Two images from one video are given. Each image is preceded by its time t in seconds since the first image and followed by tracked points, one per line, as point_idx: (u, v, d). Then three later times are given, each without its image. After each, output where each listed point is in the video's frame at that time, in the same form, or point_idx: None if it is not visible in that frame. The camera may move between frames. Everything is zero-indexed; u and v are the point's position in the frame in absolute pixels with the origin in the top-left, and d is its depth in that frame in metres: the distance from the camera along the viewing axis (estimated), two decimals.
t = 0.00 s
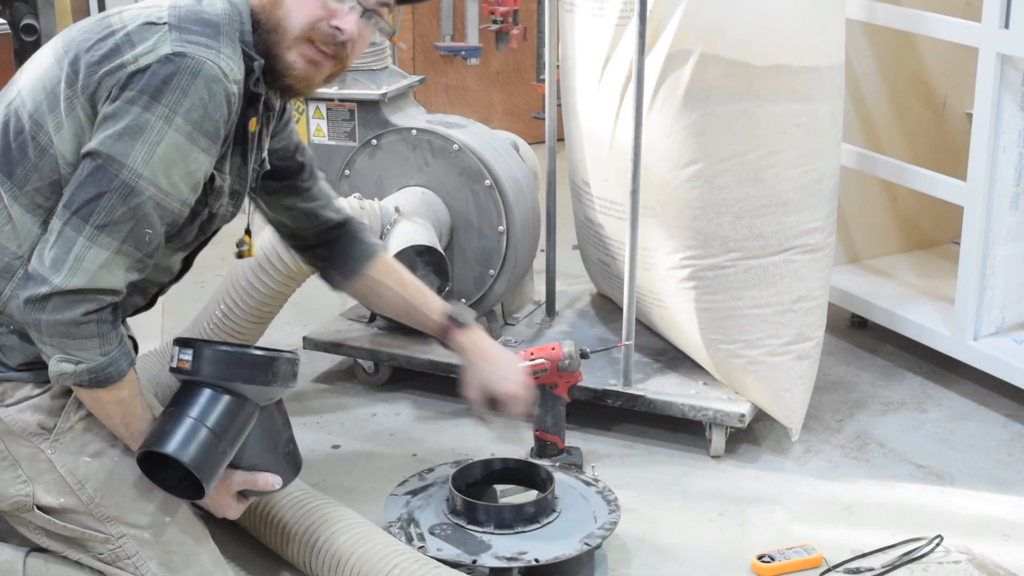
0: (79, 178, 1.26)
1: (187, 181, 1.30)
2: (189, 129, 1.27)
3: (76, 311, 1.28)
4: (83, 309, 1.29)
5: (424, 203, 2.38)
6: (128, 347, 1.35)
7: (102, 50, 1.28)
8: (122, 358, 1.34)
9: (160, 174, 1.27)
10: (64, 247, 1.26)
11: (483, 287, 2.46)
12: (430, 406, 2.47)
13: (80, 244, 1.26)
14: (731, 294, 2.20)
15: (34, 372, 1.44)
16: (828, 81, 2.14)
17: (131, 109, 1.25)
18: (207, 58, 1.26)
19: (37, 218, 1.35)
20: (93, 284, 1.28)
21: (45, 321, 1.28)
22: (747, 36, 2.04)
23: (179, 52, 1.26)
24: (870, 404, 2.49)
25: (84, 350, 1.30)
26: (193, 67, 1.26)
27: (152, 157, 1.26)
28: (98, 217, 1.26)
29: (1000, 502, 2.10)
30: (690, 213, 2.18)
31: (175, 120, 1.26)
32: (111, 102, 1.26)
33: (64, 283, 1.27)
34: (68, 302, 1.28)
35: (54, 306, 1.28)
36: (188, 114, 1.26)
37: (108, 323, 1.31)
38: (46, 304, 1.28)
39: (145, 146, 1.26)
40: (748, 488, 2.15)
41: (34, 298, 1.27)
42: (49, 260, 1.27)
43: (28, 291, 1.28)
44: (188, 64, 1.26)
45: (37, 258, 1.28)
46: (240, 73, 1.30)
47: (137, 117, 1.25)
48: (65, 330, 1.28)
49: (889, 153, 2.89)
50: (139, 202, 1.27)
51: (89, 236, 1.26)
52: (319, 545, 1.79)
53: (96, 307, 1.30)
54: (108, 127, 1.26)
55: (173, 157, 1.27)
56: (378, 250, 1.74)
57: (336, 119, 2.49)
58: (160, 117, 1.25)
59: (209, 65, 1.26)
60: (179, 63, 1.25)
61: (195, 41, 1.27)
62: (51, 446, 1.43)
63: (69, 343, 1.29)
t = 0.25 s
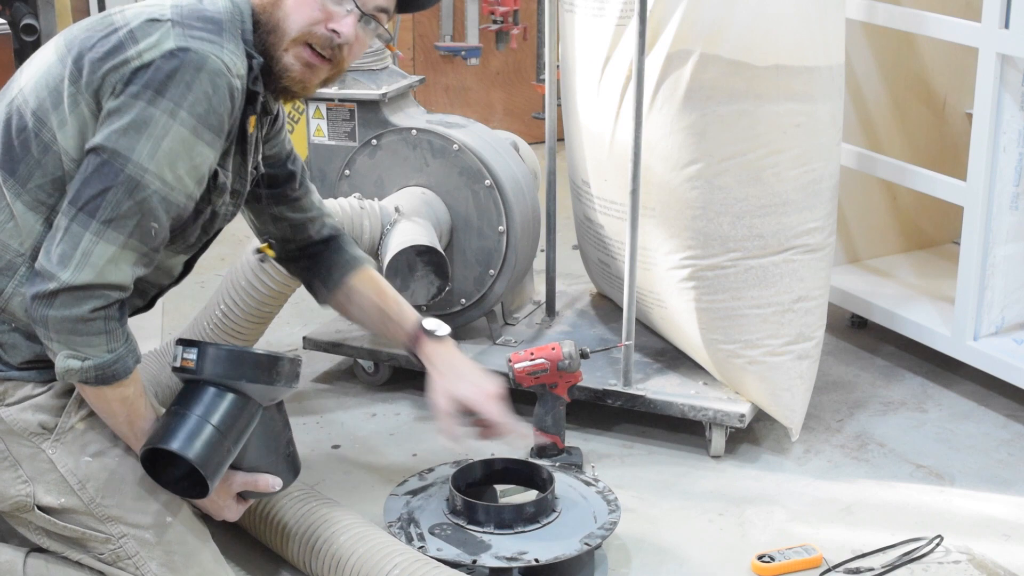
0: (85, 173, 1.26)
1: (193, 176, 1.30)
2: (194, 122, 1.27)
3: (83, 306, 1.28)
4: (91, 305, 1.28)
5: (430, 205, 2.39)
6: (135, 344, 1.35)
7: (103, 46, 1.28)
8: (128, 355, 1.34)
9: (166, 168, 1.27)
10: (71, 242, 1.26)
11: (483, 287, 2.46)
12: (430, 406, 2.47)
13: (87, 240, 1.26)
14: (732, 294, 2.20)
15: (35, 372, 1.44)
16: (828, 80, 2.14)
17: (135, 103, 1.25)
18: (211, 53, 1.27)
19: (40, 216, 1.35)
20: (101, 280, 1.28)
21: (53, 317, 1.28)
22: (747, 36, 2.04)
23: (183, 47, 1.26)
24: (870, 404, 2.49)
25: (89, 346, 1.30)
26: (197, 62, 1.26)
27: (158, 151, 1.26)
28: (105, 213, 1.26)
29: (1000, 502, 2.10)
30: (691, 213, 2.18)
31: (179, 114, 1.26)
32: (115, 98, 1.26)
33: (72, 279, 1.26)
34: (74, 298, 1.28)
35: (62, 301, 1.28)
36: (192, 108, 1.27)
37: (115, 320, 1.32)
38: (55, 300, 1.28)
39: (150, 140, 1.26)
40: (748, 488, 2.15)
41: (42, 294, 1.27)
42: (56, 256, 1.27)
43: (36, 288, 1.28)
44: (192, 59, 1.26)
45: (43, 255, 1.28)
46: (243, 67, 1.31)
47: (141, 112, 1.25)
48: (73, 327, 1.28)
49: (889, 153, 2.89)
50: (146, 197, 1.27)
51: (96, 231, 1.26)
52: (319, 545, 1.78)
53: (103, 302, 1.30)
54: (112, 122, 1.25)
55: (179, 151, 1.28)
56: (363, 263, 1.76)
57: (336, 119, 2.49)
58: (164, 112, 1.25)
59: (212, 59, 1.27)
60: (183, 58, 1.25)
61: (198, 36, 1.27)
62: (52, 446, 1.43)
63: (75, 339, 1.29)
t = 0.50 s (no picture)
0: (80, 178, 1.25)
1: (187, 179, 1.30)
2: (188, 126, 1.26)
3: (81, 310, 1.28)
4: (89, 309, 1.28)
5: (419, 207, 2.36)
6: (132, 347, 1.35)
7: (97, 50, 1.28)
8: (126, 358, 1.34)
9: (160, 172, 1.27)
10: (67, 248, 1.26)
11: (483, 287, 2.46)
12: (430, 406, 2.47)
13: (82, 244, 1.26)
14: (732, 293, 2.20)
15: (34, 372, 1.44)
16: (828, 80, 2.14)
17: (128, 107, 1.24)
18: (205, 54, 1.26)
19: (37, 219, 1.35)
20: (97, 285, 1.27)
21: (51, 321, 1.27)
22: (747, 36, 2.04)
23: (176, 50, 1.25)
24: (870, 404, 2.49)
25: (88, 350, 1.30)
26: (190, 65, 1.25)
27: (152, 155, 1.26)
28: (100, 217, 1.26)
29: (1000, 502, 2.10)
30: (691, 213, 2.18)
31: (173, 118, 1.25)
32: (109, 101, 1.26)
33: (68, 283, 1.26)
34: (71, 302, 1.27)
35: (59, 306, 1.27)
36: (185, 111, 1.26)
37: (112, 324, 1.31)
38: (52, 305, 1.27)
39: (144, 143, 1.25)
40: (748, 488, 2.15)
41: (40, 298, 1.27)
42: (54, 261, 1.26)
43: (34, 292, 1.28)
44: (185, 62, 1.25)
45: (41, 260, 1.28)
46: (237, 69, 1.30)
47: (135, 115, 1.25)
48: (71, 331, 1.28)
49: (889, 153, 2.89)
50: (140, 201, 1.26)
51: (91, 236, 1.26)
52: (319, 545, 1.79)
53: (101, 307, 1.29)
54: (106, 126, 1.25)
55: (173, 155, 1.27)
56: (364, 259, 1.72)
57: (336, 119, 2.48)
58: (158, 115, 1.25)
59: (206, 62, 1.26)
60: (175, 61, 1.25)
61: (191, 38, 1.27)
62: (52, 446, 1.43)
63: (72, 343, 1.29)
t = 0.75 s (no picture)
0: (71, 196, 1.25)
1: (179, 201, 1.30)
2: (182, 150, 1.26)
3: (74, 325, 1.29)
4: (79, 324, 1.29)
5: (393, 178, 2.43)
6: (125, 357, 1.36)
7: (94, 68, 1.26)
8: (119, 368, 1.35)
9: (151, 196, 1.27)
10: (58, 266, 1.26)
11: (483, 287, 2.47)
12: (430, 406, 2.47)
13: (72, 263, 1.26)
14: (732, 293, 2.20)
15: (34, 372, 1.43)
16: (828, 80, 2.14)
17: (123, 130, 1.24)
18: (201, 79, 1.25)
19: (36, 231, 1.35)
20: (89, 304, 1.28)
21: (43, 335, 1.28)
22: (747, 35, 2.04)
23: (172, 74, 1.24)
24: (870, 405, 2.49)
25: (81, 362, 1.31)
26: (186, 89, 1.24)
27: (144, 179, 1.25)
28: (90, 238, 1.26)
29: (1000, 502, 2.10)
30: (691, 213, 2.18)
31: (167, 142, 1.25)
32: (104, 122, 1.25)
33: (57, 301, 1.26)
34: (62, 319, 1.28)
35: (50, 320, 1.28)
36: (180, 136, 1.25)
37: (105, 337, 1.32)
38: (43, 319, 1.28)
39: (137, 167, 1.25)
40: (748, 488, 2.15)
41: (30, 313, 1.27)
42: (44, 277, 1.27)
43: (24, 306, 1.28)
44: (181, 86, 1.24)
45: (32, 276, 1.28)
46: (234, 90, 1.29)
47: (129, 139, 1.24)
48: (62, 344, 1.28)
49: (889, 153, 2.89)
50: (131, 222, 1.26)
51: (80, 255, 1.26)
52: (319, 545, 1.79)
53: (91, 322, 1.30)
54: (100, 147, 1.24)
55: (165, 180, 1.27)
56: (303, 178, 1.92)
57: (336, 119, 2.48)
58: (152, 139, 1.24)
59: (202, 87, 1.25)
60: (172, 86, 1.24)
61: (188, 60, 1.25)
62: (53, 445, 1.43)
63: (64, 356, 1.30)
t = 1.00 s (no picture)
0: (66, 199, 1.25)
1: (174, 205, 1.30)
2: (178, 155, 1.26)
3: (69, 328, 1.29)
4: (74, 326, 1.29)
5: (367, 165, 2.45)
6: (121, 359, 1.36)
7: (91, 71, 1.26)
8: (115, 371, 1.35)
9: (146, 200, 1.27)
10: (52, 269, 1.26)
11: (483, 287, 2.47)
12: (430, 406, 2.47)
13: (66, 266, 1.26)
14: (731, 293, 2.20)
15: (32, 373, 1.42)
16: (828, 80, 2.14)
17: (119, 135, 1.24)
18: (198, 84, 1.25)
19: (32, 234, 1.35)
20: (83, 306, 1.28)
21: (38, 337, 1.29)
22: (748, 35, 2.04)
23: (169, 78, 1.24)
24: (870, 404, 2.49)
25: (76, 364, 1.32)
26: (182, 94, 1.24)
27: (140, 183, 1.26)
28: (85, 241, 1.26)
29: (1000, 502, 2.09)
30: (690, 213, 2.18)
31: (163, 146, 1.25)
32: (101, 126, 1.25)
33: (51, 303, 1.27)
34: (58, 322, 1.28)
35: (45, 322, 1.28)
36: (176, 141, 1.25)
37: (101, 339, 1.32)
38: (38, 321, 1.28)
39: (132, 171, 1.25)
40: (749, 488, 2.15)
41: (25, 314, 1.28)
42: (39, 279, 1.27)
43: (19, 308, 1.28)
44: (177, 91, 1.24)
45: (27, 278, 1.28)
46: (231, 94, 1.29)
47: (125, 143, 1.24)
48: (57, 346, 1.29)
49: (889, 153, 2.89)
50: (126, 226, 1.27)
51: (74, 258, 1.26)
52: (318, 545, 1.79)
53: (86, 324, 1.30)
54: (96, 151, 1.24)
55: (160, 184, 1.27)
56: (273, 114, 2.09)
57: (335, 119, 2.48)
58: (147, 143, 1.24)
59: (198, 91, 1.25)
60: (168, 90, 1.24)
61: (185, 64, 1.25)
62: (52, 446, 1.43)
63: (60, 357, 1.30)
